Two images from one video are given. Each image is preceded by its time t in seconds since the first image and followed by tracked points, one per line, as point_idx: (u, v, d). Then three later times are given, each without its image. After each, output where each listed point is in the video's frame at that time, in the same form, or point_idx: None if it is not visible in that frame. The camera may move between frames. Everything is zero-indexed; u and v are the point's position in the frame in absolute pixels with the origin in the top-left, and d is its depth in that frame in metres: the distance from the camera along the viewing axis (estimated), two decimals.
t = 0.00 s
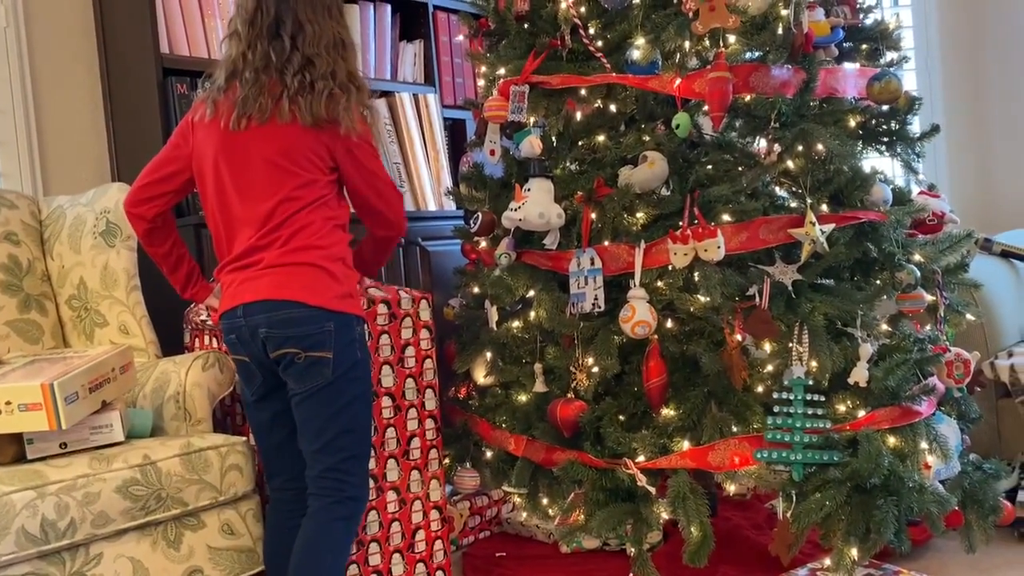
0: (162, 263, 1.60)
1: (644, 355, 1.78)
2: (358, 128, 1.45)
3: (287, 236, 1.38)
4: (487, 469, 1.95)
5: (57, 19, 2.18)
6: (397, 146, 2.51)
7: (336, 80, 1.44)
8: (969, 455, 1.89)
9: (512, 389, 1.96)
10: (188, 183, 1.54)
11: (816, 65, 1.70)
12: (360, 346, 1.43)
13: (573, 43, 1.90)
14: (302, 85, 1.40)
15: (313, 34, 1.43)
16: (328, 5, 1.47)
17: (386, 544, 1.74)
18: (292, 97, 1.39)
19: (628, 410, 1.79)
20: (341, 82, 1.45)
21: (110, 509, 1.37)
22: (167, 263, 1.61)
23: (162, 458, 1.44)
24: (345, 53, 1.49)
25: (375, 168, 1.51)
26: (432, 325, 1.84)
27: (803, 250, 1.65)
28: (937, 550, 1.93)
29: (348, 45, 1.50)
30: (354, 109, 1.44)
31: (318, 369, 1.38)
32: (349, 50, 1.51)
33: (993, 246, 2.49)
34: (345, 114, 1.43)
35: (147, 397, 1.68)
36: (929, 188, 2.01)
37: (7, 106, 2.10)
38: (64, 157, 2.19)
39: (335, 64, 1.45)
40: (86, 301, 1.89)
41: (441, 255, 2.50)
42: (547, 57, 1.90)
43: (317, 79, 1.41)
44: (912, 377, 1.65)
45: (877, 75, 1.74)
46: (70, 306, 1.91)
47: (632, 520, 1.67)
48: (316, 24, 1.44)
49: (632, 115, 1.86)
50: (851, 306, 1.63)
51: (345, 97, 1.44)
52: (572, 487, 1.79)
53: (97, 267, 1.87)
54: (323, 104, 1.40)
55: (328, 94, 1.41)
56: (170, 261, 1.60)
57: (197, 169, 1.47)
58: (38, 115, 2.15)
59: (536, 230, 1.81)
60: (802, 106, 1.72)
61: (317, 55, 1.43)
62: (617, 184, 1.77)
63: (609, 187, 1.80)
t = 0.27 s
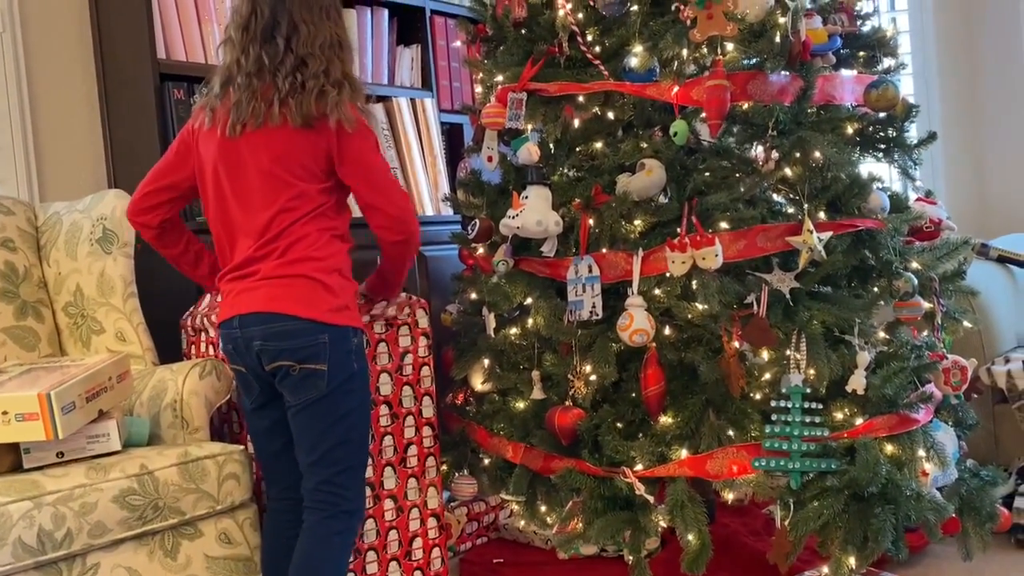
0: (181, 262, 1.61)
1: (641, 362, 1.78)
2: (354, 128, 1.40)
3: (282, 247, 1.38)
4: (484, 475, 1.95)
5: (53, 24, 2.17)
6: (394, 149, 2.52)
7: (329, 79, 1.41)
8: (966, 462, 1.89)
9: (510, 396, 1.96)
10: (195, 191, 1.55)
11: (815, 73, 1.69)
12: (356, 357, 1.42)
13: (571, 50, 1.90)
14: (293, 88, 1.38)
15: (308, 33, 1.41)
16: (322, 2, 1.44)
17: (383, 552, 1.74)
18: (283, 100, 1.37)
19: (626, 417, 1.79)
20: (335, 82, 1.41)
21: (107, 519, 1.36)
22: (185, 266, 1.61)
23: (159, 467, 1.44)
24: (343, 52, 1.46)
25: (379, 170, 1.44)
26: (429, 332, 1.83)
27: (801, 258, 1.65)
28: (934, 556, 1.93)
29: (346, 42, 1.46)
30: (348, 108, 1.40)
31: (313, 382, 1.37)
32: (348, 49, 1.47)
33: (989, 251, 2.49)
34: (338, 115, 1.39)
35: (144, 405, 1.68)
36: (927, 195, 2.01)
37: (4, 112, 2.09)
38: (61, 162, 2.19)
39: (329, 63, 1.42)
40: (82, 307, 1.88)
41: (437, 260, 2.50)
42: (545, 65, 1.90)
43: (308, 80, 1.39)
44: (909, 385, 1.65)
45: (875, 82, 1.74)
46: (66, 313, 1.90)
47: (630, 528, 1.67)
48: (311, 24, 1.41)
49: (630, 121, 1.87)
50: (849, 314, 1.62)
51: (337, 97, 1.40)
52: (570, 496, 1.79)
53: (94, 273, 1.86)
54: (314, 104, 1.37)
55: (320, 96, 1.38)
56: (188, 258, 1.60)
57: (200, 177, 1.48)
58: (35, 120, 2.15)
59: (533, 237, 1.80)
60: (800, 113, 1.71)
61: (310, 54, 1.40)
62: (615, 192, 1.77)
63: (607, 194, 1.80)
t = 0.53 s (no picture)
0: (190, 277, 1.60)
1: (638, 371, 1.78)
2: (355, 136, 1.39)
3: (283, 258, 1.38)
4: (480, 483, 1.95)
5: (49, 30, 2.16)
6: (391, 155, 2.53)
7: (331, 83, 1.40)
8: (962, 470, 1.89)
9: (506, 404, 1.95)
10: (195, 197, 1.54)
11: (811, 83, 1.71)
12: (355, 372, 1.42)
13: (567, 59, 1.89)
14: (294, 94, 1.37)
15: (312, 37, 1.40)
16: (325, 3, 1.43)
17: (379, 561, 1.74)
18: (284, 106, 1.37)
19: (622, 426, 1.79)
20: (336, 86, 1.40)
21: (102, 531, 1.36)
22: (189, 276, 1.60)
23: (154, 478, 1.43)
24: (347, 54, 1.45)
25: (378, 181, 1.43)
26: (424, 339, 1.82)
27: (798, 267, 1.65)
28: (930, 564, 1.93)
29: (350, 46, 1.45)
30: (349, 115, 1.39)
31: (311, 396, 1.37)
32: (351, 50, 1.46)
33: (985, 258, 2.49)
34: (340, 123, 1.38)
35: (140, 414, 1.67)
36: (923, 203, 2.01)
37: None
38: (56, 169, 2.18)
39: (332, 67, 1.40)
40: (77, 315, 1.88)
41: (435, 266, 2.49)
42: (542, 73, 1.89)
43: (310, 85, 1.38)
44: (905, 395, 1.66)
45: (872, 92, 1.75)
46: (61, 321, 1.90)
47: (627, 538, 1.67)
48: (314, 24, 1.40)
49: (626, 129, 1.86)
50: (846, 324, 1.63)
51: (339, 103, 1.39)
52: (566, 505, 1.78)
53: (88, 281, 1.86)
54: (315, 111, 1.37)
55: (323, 103, 1.37)
56: (198, 274, 1.60)
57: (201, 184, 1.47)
58: (30, 127, 2.14)
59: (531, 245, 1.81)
60: (796, 123, 1.71)
61: (313, 59, 1.39)
62: (612, 201, 1.76)
63: (603, 203, 1.80)
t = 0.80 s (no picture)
0: (169, 272, 1.58)
1: (632, 368, 1.78)
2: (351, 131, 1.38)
3: (277, 255, 1.37)
4: (474, 480, 1.95)
5: (41, 26, 2.15)
6: (385, 152, 2.52)
7: (326, 77, 1.38)
8: (955, 466, 1.90)
9: (500, 401, 1.95)
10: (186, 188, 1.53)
11: (805, 79, 1.69)
12: (351, 370, 1.42)
13: (561, 56, 1.89)
14: (289, 88, 1.36)
15: (308, 30, 1.39)
16: None
17: (372, 558, 1.74)
18: (280, 101, 1.35)
19: (616, 422, 1.79)
20: (332, 80, 1.39)
21: (94, 527, 1.36)
22: (169, 272, 1.58)
23: (146, 474, 1.43)
24: (342, 47, 1.44)
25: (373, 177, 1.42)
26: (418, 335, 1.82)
27: (791, 264, 1.65)
28: (923, 561, 1.94)
29: (347, 40, 1.44)
30: (345, 110, 1.37)
31: (305, 394, 1.37)
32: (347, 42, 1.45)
33: (978, 255, 2.49)
34: (336, 118, 1.36)
35: (132, 411, 1.67)
36: (916, 201, 2.02)
37: None
38: (49, 166, 2.17)
39: (328, 60, 1.39)
40: (70, 312, 1.87)
41: (429, 263, 2.52)
42: (536, 70, 1.89)
43: (306, 79, 1.37)
44: (897, 391, 1.65)
45: (865, 88, 1.75)
46: (53, 318, 1.89)
47: (620, 534, 1.67)
48: (310, 16, 1.40)
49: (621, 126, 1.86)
50: (839, 320, 1.63)
51: (335, 99, 1.37)
52: (560, 501, 1.78)
53: (81, 278, 1.85)
54: (311, 106, 1.35)
55: (318, 97, 1.36)
56: (176, 269, 1.58)
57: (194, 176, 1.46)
58: (22, 124, 2.14)
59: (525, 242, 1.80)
60: (790, 120, 1.71)
61: (309, 52, 1.38)
62: (606, 197, 1.76)
63: (598, 200, 1.80)
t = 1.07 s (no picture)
0: (167, 266, 1.58)
1: (626, 365, 1.78)
2: (320, 125, 1.35)
3: (250, 254, 1.37)
4: (469, 478, 1.94)
5: (34, 22, 2.15)
6: (379, 151, 2.50)
7: (300, 71, 1.37)
8: (949, 463, 1.90)
9: (495, 399, 1.95)
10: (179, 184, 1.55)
11: (798, 76, 1.71)
12: (324, 371, 1.40)
13: (555, 52, 1.89)
14: (261, 83, 1.35)
15: (285, 23, 1.38)
16: None
17: (367, 555, 1.73)
18: (251, 95, 1.34)
19: (610, 420, 1.79)
20: (304, 73, 1.37)
21: (86, 524, 1.35)
22: (169, 266, 1.58)
23: (139, 471, 1.43)
24: (322, 40, 1.42)
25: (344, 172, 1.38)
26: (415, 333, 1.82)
27: (785, 261, 1.65)
28: (916, 557, 1.94)
29: (327, 32, 1.43)
30: (314, 103, 1.34)
31: (275, 395, 1.36)
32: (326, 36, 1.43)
33: (972, 252, 2.50)
34: (303, 112, 1.34)
35: (125, 409, 1.66)
36: (910, 197, 2.02)
37: None
38: (41, 162, 2.16)
39: (302, 53, 1.38)
40: (62, 309, 1.87)
41: (423, 261, 2.57)
42: (529, 66, 1.89)
43: (278, 72, 1.35)
44: (891, 388, 1.67)
45: (859, 84, 1.75)
46: (45, 315, 1.88)
47: (613, 531, 1.67)
48: (290, 9, 1.39)
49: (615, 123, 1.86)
50: (833, 317, 1.63)
51: (304, 92, 1.35)
52: (554, 498, 1.78)
53: (73, 275, 1.84)
54: (280, 100, 1.34)
55: (289, 91, 1.34)
56: (174, 262, 1.57)
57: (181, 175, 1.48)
58: (15, 121, 2.13)
59: (518, 239, 1.80)
60: (783, 116, 1.71)
61: (285, 45, 1.37)
62: (600, 194, 1.76)
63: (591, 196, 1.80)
